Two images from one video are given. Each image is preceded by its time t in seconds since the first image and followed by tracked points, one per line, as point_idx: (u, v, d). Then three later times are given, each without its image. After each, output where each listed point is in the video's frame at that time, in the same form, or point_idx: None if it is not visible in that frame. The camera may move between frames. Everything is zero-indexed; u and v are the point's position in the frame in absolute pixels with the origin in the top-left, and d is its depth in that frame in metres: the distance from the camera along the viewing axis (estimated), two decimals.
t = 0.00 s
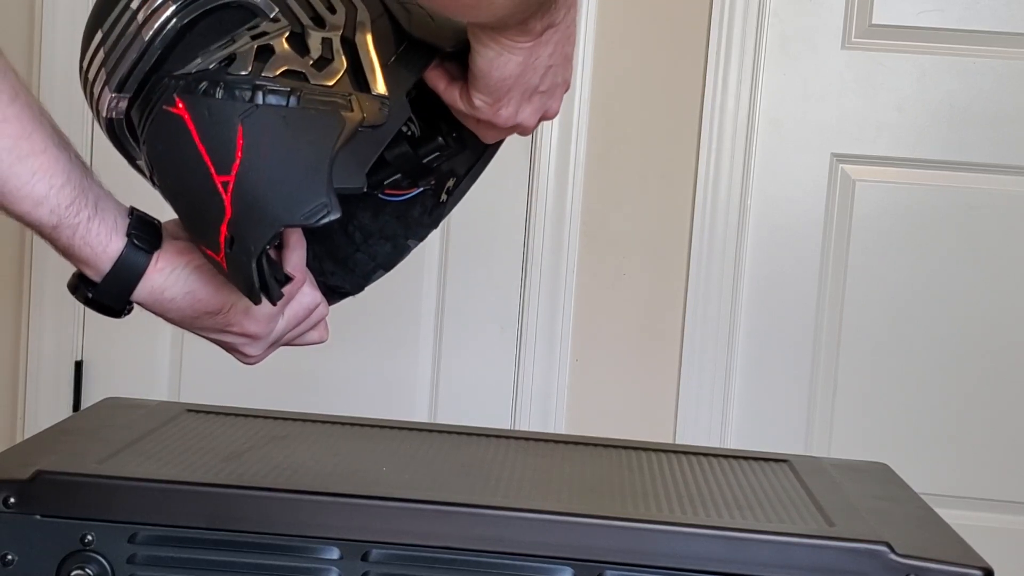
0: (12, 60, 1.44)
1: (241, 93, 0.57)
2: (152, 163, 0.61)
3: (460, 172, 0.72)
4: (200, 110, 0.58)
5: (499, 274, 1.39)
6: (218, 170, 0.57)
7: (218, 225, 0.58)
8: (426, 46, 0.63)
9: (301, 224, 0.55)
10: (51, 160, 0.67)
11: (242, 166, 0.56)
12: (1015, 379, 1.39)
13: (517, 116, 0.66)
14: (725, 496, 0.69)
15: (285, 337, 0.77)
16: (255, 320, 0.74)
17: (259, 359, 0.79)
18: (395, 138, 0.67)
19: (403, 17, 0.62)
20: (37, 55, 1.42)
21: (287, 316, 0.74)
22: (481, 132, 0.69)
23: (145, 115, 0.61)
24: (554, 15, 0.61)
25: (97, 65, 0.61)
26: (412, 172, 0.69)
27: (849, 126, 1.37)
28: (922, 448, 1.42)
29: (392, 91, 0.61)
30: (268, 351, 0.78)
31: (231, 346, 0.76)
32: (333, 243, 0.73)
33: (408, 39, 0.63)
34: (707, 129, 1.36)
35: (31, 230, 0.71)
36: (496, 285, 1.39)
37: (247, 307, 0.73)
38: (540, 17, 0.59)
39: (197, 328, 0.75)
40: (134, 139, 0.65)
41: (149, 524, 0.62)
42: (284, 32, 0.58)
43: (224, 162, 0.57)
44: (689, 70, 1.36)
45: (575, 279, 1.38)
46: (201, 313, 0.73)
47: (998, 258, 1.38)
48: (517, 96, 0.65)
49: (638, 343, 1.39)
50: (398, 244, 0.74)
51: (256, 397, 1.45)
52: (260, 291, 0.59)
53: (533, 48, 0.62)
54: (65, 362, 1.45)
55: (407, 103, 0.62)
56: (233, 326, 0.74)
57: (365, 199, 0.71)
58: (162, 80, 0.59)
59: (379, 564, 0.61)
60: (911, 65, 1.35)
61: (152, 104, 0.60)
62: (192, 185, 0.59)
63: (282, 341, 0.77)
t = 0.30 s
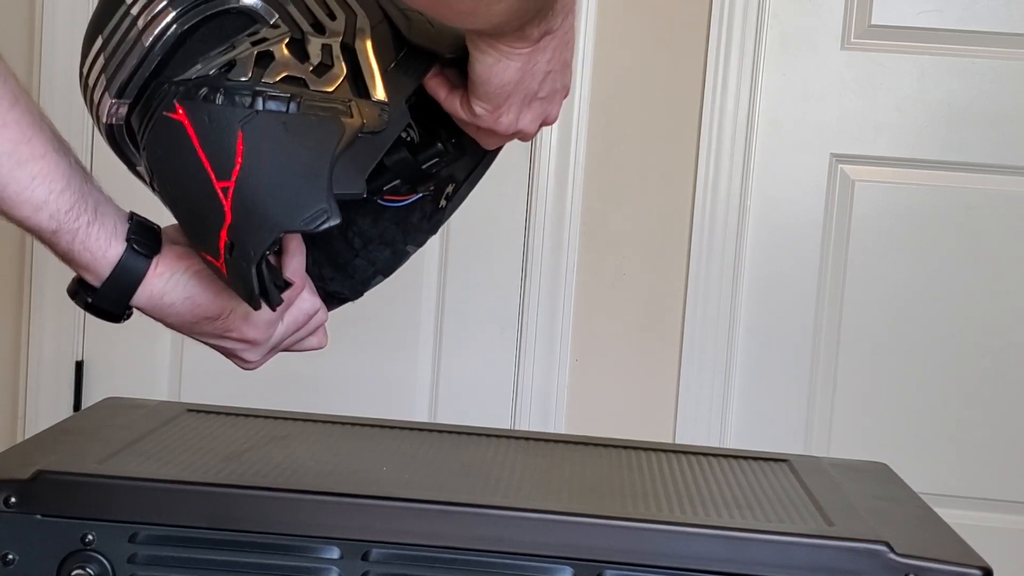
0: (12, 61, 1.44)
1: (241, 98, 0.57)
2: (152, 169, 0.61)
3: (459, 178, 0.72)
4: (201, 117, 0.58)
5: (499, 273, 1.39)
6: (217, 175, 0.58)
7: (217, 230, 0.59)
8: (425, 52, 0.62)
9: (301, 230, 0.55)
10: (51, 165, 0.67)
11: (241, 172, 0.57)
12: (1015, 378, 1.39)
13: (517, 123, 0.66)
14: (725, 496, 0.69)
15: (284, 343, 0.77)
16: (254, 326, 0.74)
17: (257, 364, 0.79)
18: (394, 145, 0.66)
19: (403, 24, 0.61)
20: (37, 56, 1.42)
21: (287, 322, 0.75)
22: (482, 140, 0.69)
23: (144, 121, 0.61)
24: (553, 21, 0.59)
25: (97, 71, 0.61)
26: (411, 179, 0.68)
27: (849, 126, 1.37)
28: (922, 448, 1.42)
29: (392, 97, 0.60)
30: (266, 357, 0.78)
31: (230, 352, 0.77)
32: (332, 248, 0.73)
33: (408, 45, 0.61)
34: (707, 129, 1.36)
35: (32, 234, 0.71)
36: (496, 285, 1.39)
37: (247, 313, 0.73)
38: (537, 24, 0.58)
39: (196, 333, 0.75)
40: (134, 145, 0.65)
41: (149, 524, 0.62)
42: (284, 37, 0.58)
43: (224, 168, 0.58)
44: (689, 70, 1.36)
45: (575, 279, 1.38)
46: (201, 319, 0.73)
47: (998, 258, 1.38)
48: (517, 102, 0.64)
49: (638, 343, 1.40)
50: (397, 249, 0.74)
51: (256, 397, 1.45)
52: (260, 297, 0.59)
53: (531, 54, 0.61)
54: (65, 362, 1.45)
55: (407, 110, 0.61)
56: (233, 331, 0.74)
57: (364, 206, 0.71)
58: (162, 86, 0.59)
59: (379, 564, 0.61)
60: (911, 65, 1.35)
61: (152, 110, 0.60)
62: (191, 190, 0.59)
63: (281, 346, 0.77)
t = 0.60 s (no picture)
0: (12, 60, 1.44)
1: (240, 105, 0.57)
2: (152, 178, 0.61)
3: (456, 183, 0.72)
4: (201, 123, 0.58)
5: (499, 273, 1.39)
6: (217, 182, 0.58)
7: (218, 237, 0.59)
8: (423, 57, 0.62)
9: (300, 236, 0.55)
10: (48, 171, 0.68)
11: (240, 179, 0.57)
12: (1015, 378, 1.39)
13: (516, 128, 0.66)
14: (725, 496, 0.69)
15: (282, 349, 0.77)
16: (252, 332, 0.74)
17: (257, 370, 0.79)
18: (392, 150, 0.68)
19: (401, 29, 0.62)
20: (36, 56, 1.42)
21: (285, 328, 0.74)
22: (482, 143, 0.69)
23: (145, 129, 0.61)
24: (550, 27, 0.59)
25: (96, 78, 0.62)
26: (409, 184, 0.70)
27: (849, 126, 1.37)
28: (922, 448, 1.42)
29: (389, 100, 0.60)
30: (265, 363, 0.78)
31: (228, 358, 0.76)
32: (331, 254, 0.72)
33: (405, 51, 0.62)
34: (707, 129, 1.36)
35: (30, 243, 0.71)
36: (496, 285, 1.39)
37: (245, 319, 0.73)
38: (535, 30, 0.58)
39: (194, 340, 0.75)
40: (133, 154, 0.65)
41: (149, 524, 0.62)
42: (283, 44, 0.58)
43: (224, 174, 0.57)
44: (689, 70, 1.36)
45: (575, 279, 1.38)
46: (199, 325, 0.73)
47: (998, 258, 1.38)
48: (515, 107, 0.64)
49: (637, 343, 1.40)
50: (394, 255, 0.74)
51: (257, 397, 1.45)
52: (260, 303, 0.59)
53: (529, 60, 0.61)
54: (65, 363, 1.45)
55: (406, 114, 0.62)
56: (231, 338, 0.74)
57: (362, 211, 0.71)
58: (161, 92, 0.59)
59: (379, 564, 0.61)
60: (911, 65, 1.35)
61: (151, 117, 0.60)
62: (192, 197, 0.59)
63: (280, 352, 0.77)
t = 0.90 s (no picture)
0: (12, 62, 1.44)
1: (234, 102, 0.57)
2: (146, 179, 0.61)
3: (448, 184, 0.73)
4: (195, 121, 0.58)
5: (499, 273, 1.39)
6: (211, 179, 0.57)
7: (212, 234, 0.59)
8: (416, 56, 0.63)
9: (296, 232, 0.56)
10: (43, 171, 0.68)
11: (235, 176, 0.57)
12: (1015, 378, 1.39)
13: (511, 125, 0.66)
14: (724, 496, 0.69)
15: (276, 350, 0.77)
16: (247, 332, 0.73)
17: (250, 372, 0.79)
18: (383, 151, 0.68)
19: (393, 28, 0.62)
20: (36, 56, 1.42)
21: (279, 328, 0.74)
22: (476, 140, 0.69)
23: (137, 128, 0.60)
24: (545, 24, 0.60)
25: (89, 78, 0.61)
26: (400, 185, 0.71)
27: (849, 126, 1.37)
28: (922, 448, 1.42)
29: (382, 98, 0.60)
30: (258, 364, 0.78)
31: (222, 359, 0.76)
32: (322, 255, 0.73)
33: (398, 49, 0.63)
34: (708, 128, 1.36)
35: (23, 244, 0.71)
36: (496, 284, 1.39)
37: (240, 319, 0.73)
38: (530, 27, 0.58)
39: (188, 341, 0.75)
40: (126, 154, 0.65)
41: (149, 524, 0.62)
42: (276, 42, 0.58)
43: (218, 171, 0.57)
44: (689, 69, 1.36)
45: (575, 279, 1.38)
46: (193, 326, 0.73)
47: (997, 258, 1.38)
48: (509, 104, 0.64)
49: (638, 343, 1.40)
50: (387, 256, 0.74)
51: (256, 397, 1.45)
52: (256, 301, 0.59)
53: (524, 57, 0.61)
54: (65, 363, 1.45)
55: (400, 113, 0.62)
56: (225, 338, 0.74)
57: (353, 212, 0.72)
58: (154, 91, 0.59)
59: (379, 564, 0.61)
60: (911, 65, 1.35)
61: (144, 116, 0.59)
62: (187, 196, 0.59)
63: (273, 353, 0.77)
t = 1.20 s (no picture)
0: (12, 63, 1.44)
1: (236, 99, 0.57)
2: (148, 177, 0.61)
3: (448, 180, 0.73)
4: (197, 117, 0.58)
5: (499, 273, 1.39)
6: (213, 176, 0.58)
7: (214, 230, 0.59)
8: (417, 52, 0.63)
9: (298, 228, 0.55)
10: (44, 169, 0.68)
11: (237, 172, 0.57)
12: (1015, 378, 1.39)
13: (511, 121, 0.66)
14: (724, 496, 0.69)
15: (278, 346, 0.77)
16: (248, 328, 0.73)
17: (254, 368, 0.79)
18: (383, 147, 0.69)
19: (394, 24, 0.62)
20: (36, 56, 1.42)
21: (281, 324, 0.74)
22: (477, 134, 0.69)
23: (139, 125, 0.60)
24: (544, 18, 0.59)
25: (90, 76, 0.62)
26: (400, 181, 0.71)
27: (849, 126, 1.37)
28: (922, 448, 1.42)
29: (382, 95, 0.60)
30: (261, 360, 0.78)
31: (225, 356, 0.76)
32: (323, 252, 0.73)
33: (399, 45, 0.63)
34: (708, 128, 1.36)
35: (25, 241, 0.71)
36: (496, 285, 1.39)
37: (242, 315, 0.73)
38: (529, 22, 0.58)
39: (190, 338, 0.75)
40: (127, 151, 0.65)
41: (149, 524, 0.62)
42: (277, 39, 0.58)
43: (220, 168, 0.57)
44: (689, 69, 1.36)
45: (575, 279, 1.38)
46: (195, 323, 0.73)
47: (997, 258, 1.38)
48: (510, 99, 0.64)
49: (638, 343, 1.40)
50: (387, 252, 0.74)
51: (256, 397, 1.45)
52: (258, 296, 0.59)
53: (524, 51, 0.60)
54: (65, 363, 1.45)
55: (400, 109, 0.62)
56: (227, 334, 0.74)
57: (354, 209, 0.72)
58: (156, 88, 0.59)
59: (379, 564, 0.61)
60: (911, 65, 1.35)
61: (146, 113, 0.60)
62: (188, 193, 0.59)
63: (275, 349, 0.77)
